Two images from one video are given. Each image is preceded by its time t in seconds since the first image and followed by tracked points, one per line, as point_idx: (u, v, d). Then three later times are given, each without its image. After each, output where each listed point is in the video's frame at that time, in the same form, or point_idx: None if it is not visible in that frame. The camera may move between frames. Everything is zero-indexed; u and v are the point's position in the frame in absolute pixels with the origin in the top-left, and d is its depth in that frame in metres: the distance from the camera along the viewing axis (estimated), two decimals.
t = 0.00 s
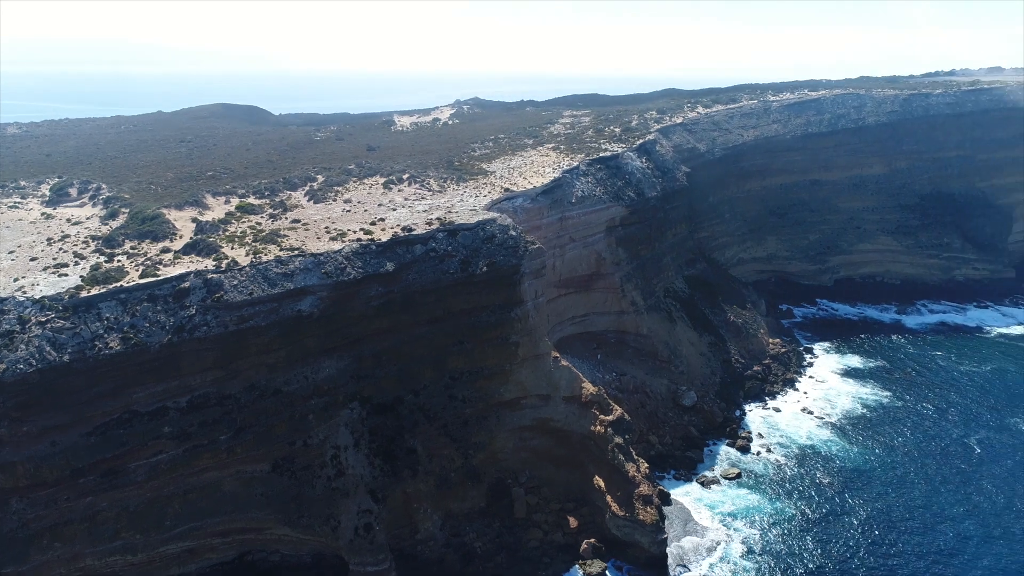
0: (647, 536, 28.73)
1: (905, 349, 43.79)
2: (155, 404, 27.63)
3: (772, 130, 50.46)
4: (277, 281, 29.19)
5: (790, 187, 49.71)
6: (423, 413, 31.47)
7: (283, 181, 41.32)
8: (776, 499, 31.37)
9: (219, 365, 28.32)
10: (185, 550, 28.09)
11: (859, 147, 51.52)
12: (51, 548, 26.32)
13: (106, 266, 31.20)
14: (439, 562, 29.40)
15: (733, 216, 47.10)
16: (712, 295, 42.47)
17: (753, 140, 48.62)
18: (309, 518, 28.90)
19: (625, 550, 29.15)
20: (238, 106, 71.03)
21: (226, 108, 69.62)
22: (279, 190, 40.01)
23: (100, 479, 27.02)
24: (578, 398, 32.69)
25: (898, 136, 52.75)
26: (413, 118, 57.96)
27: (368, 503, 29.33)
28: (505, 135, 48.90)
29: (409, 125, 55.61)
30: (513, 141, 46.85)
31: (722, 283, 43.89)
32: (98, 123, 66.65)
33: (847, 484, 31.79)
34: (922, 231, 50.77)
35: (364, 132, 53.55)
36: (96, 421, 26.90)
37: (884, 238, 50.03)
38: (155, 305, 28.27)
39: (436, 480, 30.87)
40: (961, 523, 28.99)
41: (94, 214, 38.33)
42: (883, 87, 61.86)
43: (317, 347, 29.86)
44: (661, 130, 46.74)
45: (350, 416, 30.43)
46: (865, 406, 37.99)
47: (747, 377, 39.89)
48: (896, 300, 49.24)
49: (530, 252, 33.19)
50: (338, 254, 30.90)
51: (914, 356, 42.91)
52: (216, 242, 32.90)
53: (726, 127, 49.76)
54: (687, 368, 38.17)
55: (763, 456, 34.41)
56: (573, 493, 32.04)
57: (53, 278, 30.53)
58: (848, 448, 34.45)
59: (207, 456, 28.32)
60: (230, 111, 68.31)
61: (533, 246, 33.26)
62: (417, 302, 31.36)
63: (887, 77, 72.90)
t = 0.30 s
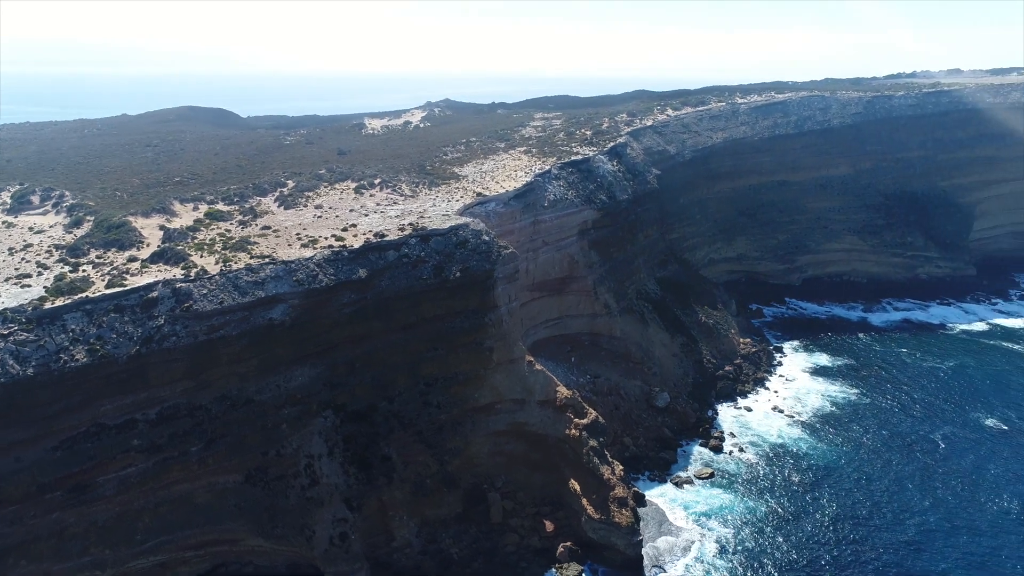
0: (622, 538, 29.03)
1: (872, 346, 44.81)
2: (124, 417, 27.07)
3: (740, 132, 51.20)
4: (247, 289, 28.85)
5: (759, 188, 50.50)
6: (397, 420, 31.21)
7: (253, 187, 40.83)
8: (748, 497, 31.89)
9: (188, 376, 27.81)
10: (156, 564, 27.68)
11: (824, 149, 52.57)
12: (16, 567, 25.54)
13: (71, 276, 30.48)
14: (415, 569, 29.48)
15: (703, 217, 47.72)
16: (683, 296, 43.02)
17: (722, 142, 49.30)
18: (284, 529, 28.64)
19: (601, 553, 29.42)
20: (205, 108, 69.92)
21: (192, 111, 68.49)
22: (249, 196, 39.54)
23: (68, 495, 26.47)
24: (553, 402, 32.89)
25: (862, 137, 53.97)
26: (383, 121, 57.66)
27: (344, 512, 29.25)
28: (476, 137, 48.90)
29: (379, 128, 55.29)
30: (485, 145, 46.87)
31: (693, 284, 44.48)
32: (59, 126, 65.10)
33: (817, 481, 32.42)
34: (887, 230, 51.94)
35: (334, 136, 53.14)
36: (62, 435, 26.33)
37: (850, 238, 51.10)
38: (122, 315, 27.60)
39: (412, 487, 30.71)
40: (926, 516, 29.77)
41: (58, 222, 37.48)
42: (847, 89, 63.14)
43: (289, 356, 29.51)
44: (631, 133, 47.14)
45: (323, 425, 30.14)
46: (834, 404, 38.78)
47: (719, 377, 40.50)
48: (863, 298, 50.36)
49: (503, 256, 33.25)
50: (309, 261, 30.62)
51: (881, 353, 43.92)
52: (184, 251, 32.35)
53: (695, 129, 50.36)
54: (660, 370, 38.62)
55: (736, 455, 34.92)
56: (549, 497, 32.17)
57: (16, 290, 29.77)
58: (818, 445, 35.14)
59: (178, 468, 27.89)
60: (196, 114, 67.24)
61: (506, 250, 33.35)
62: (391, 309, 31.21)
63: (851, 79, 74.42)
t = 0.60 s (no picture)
0: (595, 541, 29.41)
1: (836, 344, 45.93)
2: (87, 432, 26.08)
3: (705, 134, 52.05)
4: (214, 299, 28.40)
5: (724, 190, 51.41)
6: (369, 428, 31.04)
7: (217, 193, 40.22)
8: (718, 496, 32.46)
9: (154, 389, 27.15)
10: None
11: (786, 151, 53.78)
12: None
13: (29, 288, 29.41)
14: None
15: (671, 219, 48.39)
16: (652, 298, 43.60)
17: (687, 144, 50.06)
18: (254, 541, 28.21)
19: (574, 556, 29.73)
20: (165, 111, 68.46)
21: (151, 114, 67.00)
22: (214, 203, 38.94)
23: (29, 513, 25.01)
24: (524, 406, 33.12)
25: (822, 139, 55.31)
26: (350, 125, 57.29)
27: (315, 523, 29.12)
28: (444, 141, 48.87)
29: (346, 132, 54.89)
30: (453, 149, 46.86)
31: (661, 286, 45.12)
32: (10, 130, 63.03)
33: (784, 479, 33.12)
34: (847, 230, 53.28)
35: (300, 140, 52.63)
36: (21, 452, 25.02)
37: (813, 238, 52.29)
38: (84, 327, 26.80)
39: (385, 495, 30.59)
40: (888, 509, 30.69)
41: (13, 232, 36.33)
42: (808, 91, 64.58)
43: (258, 365, 29.07)
44: (598, 136, 47.59)
45: (293, 435, 29.83)
46: (799, 402, 39.65)
47: (688, 377, 41.12)
48: (826, 297, 51.55)
49: (473, 262, 33.36)
50: (277, 269, 30.30)
51: (844, 351, 45.04)
52: (147, 260, 31.68)
53: (661, 132, 51.02)
54: (629, 371, 39.14)
55: (706, 455, 35.48)
56: (522, 501, 32.33)
57: None
58: (785, 443, 35.91)
59: (145, 482, 26.86)
60: (158, 118, 65.93)
61: (476, 256, 33.44)
62: (361, 316, 31.03)
63: (810, 81, 76.23)
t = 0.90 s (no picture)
0: (574, 544, 29.64)
1: (808, 342, 46.74)
2: (57, 445, 25.39)
3: (677, 136, 52.59)
4: (186, 308, 27.91)
5: (697, 191, 52.02)
6: (345, 435, 30.85)
7: (189, 199, 39.70)
8: (695, 496, 32.87)
9: (126, 400, 26.59)
10: None
11: (757, 152, 54.56)
12: None
13: None
14: None
15: (645, 221, 48.83)
16: (627, 300, 43.98)
17: (661, 147, 50.54)
18: (230, 553, 28.00)
19: (553, 560, 29.92)
20: (133, 114, 67.30)
21: (119, 117, 65.84)
22: (185, 209, 38.41)
23: None
24: (501, 411, 33.20)
25: (793, 141, 56.20)
26: (323, 128, 56.89)
27: (292, 533, 29.01)
28: (418, 145, 48.76)
29: (319, 135, 54.49)
30: (427, 152, 46.77)
31: (636, 287, 45.54)
32: None
33: (759, 478, 33.64)
34: (818, 229, 54.23)
35: (272, 143, 52.14)
36: None
37: (784, 237, 53.12)
38: (52, 339, 26.12)
39: (362, 502, 30.44)
40: (859, 505, 31.35)
41: None
42: (778, 93, 65.52)
43: (232, 374, 28.69)
44: (572, 139, 47.83)
45: (268, 444, 29.60)
46: (773, 401, 40.27)
47: (664, 378, 41.56)
48: (798, 296, 52.42)
49: (448, 267, 33.33)
50: (250, 277, 29.92)
51: (816, 349, 45.84)
52: (117, 269, 31.12)
53: (634, 134, 51.44)
54: (605, 373, 39.47)
55: (682, 455, 35.90)
56: (499, 506, 32.45)
57: None
58: (759, 442, 36.46)
59: (116, 495, 26.37)
60: (126, 121, 64.82)
61: (452, 261, 33.41)
62: (336, 323, 30.82)
63: (780, 83, 77.42)
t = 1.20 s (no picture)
0: (551, 548, 29.89)
1: (779, 341, 47.59)
2: (24, 461, 24.73)
3: (649, 138, 53.16)
4: (157, 318, 27.46)
5: (669, 193, 52.64)
6: (321, 444, 30.66)
7: (157, 207, 39.10)
8: (670, 497, 33.31)
9: (95, 413, 26.07)
10: None
11: (728, 154, 55.37)
12: None
13: None
14: None
15: (618, 223, 49.28)
16: (602, 302, 44.37)
17: (632, 149, 51.07)
18: (205, 565, 27.67)
19: (532, 564, 30.09)
20: (97, 118, 65.92)
21: (83, 121, 64.46)
22: (154, 216, 37.82)
23: None
24: (478, 416, 33.30)
25: (762, 142, 57.14)
26: (295, 131, 56.43)
27: (269, 543, 28.85)
28: (391, 149, 48.61)
29: (290, 139, 54.02)
30: (400, 156, 46.67)
31: (611, 289, 45.96)
32: None
33: (733, 477, 34.18)
34: (788, 230, 55.22)
35: (243, 148, 51.57)
36: None
37: (755, 238, 54.00)
38: (17, 352, 25.42)
39: (339, 511, 30.34)
40: (830, 501, 32.05)
41: None
42: (747, 95, 66.56)
43: (204, 384, 28.32)
44: (545, 142, 48.08)
45: (242, 454, 29.27)
46: (746, 400, 40.92)
47: (639, 379, 42.01)
48: (770, 295, 53.34)
49: (423, 273, 33.32)
50: (222, 285, 29.56)
51: (788, 348, 46.67)
52: (84, 279, 30.47)
53: (607, 137, 51.89)
54: (581, 376, 39.78)
55: (658, 456, 36.32)
56: (477, 511, 32.55)
57: None
58: (732, 441, 37.07)
59: (86, 510, 25.80)
60: (91, 125, 63.55)
61: (427, 267, 33.38)
62: (310, 331, 30.61)
63: (748, 84, 78.62)
